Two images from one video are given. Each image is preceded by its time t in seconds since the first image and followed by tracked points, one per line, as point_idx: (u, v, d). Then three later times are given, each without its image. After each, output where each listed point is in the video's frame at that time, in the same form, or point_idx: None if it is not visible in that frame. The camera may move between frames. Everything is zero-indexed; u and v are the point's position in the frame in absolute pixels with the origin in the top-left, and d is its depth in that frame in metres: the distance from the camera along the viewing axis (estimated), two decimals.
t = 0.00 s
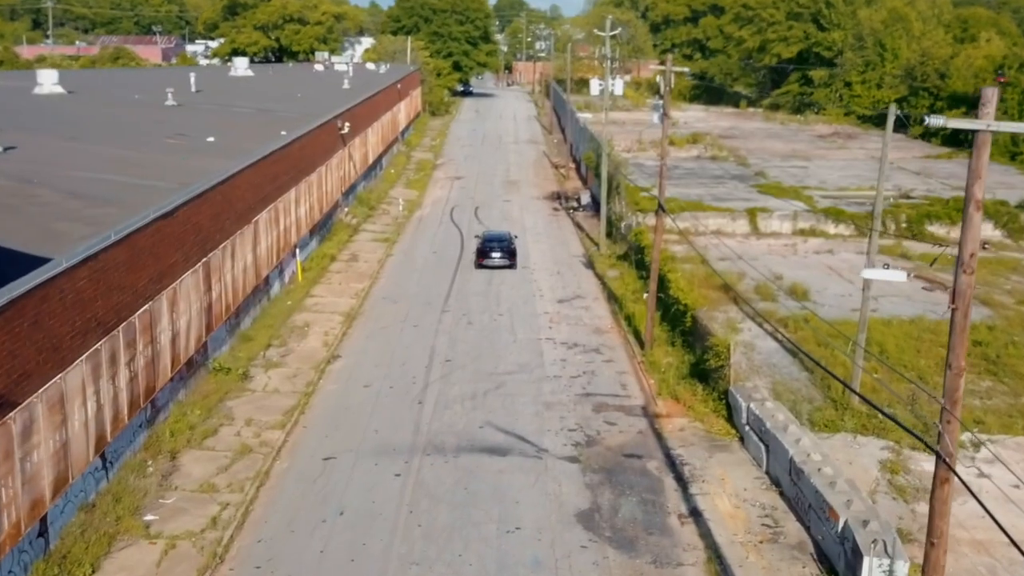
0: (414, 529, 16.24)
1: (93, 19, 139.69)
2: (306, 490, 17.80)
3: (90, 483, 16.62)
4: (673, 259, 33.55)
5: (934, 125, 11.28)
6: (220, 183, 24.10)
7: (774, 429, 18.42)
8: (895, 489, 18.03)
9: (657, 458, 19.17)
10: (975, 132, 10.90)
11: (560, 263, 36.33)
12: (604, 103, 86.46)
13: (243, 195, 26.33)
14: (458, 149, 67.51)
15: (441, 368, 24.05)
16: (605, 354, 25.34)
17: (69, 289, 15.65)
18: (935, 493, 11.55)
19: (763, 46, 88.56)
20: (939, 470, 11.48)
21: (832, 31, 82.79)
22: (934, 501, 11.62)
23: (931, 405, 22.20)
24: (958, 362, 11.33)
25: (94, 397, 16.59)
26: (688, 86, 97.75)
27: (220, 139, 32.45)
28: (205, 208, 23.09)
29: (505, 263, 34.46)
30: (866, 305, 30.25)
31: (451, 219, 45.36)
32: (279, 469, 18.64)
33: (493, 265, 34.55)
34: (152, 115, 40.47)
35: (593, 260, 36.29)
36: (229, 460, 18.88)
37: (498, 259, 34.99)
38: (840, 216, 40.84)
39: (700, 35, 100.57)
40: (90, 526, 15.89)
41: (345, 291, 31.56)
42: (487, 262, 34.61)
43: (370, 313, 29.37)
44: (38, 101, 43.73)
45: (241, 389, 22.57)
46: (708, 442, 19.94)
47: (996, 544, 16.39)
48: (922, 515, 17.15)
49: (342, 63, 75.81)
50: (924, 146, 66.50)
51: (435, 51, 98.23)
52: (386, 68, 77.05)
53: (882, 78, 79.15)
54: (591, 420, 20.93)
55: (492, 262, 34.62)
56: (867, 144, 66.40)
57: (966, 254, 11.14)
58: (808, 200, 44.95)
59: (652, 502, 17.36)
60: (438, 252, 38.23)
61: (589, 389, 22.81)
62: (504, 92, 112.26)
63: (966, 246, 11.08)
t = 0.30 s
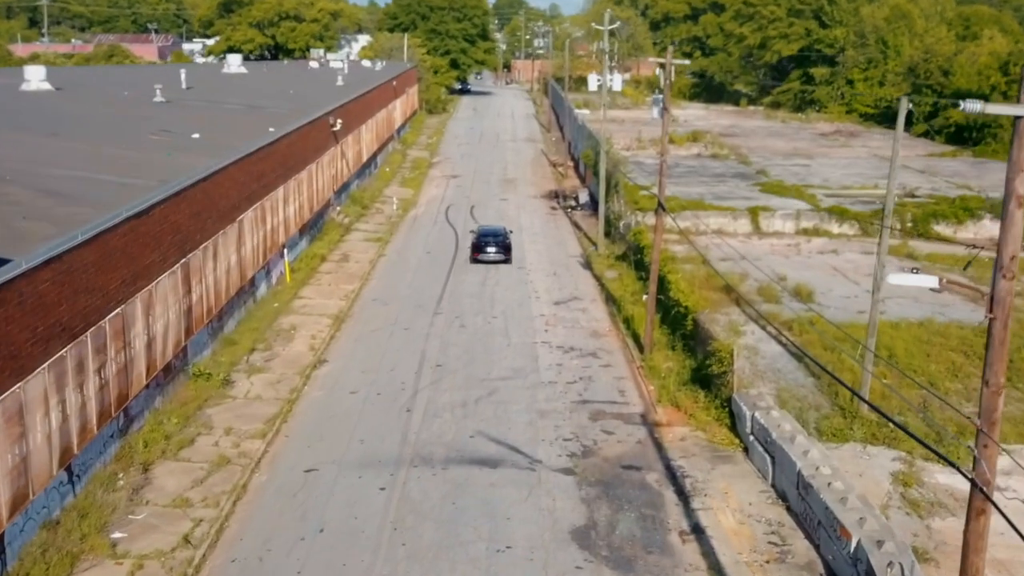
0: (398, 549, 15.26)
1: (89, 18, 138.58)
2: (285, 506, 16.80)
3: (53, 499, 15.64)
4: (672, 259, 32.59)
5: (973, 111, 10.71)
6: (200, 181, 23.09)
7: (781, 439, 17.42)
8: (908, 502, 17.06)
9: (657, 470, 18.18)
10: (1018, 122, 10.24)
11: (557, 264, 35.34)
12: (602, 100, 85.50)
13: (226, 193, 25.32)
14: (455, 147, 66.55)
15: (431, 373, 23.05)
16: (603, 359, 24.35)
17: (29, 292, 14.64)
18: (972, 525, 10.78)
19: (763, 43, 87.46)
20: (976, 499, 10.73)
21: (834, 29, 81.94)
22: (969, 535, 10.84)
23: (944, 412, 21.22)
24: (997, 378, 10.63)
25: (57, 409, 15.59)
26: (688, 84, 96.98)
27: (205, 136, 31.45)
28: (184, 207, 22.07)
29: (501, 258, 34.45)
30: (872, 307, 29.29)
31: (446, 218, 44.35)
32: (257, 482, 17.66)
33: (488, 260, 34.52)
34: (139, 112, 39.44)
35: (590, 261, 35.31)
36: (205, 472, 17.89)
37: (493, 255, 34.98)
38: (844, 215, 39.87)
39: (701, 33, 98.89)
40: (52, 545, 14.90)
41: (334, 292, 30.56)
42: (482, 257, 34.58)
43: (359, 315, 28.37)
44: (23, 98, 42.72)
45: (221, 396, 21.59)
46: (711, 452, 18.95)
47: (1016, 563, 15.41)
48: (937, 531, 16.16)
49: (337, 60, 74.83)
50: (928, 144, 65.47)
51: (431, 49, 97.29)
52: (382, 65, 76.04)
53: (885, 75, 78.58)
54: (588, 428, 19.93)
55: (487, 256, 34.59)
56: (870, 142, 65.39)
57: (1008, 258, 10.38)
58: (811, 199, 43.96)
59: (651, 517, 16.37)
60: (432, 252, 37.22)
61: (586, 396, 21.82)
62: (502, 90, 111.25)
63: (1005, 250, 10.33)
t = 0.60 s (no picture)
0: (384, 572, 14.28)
1: (91, 15, 137.53)
2: (266, 523, 15.82)
3: (18, 518, 14.65)
4: (678, 261, 31.60)
5: None
6: (183, 178, 22.08)
7: (793, 454, 16.41)
8: (929, 521, 16.05)
9: (662, 485, 17.18)
10: None
11: (558, 265, 34.33)
12: (606, 98, 84.42)
13: (211, 191, 24.30)
14: (456, 146, 65.57)
15: (426, 380, 22.06)
16: (605, 365, 23.36)
17: None
18: None
19: (769, 41, 86.42)
20: None
21: (841, 26, 81.00)
22: None
23: (963, 423, 20.22)
24: None
25: (23, 421, 14.60)
26: (693, 82, 96.00)
27: (195, 132, 30.49)
28: (166, 206, 21.09)
29: (501, 253, 34.27)
30: (884, 311, 28.29)
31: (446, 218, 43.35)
32: (238, 498, 16.68)
33: (488, 256, 34.41)
34: (131, 109, 38.47)
35: (593, 262, 34.29)
36: (184, 486, 16.91)
37: (493, 250, 34.86)
38: (854, 215, 38.87)
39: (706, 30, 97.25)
40: (15, 568, 13.92)
41: (327, 294, 29.58)
42: (482, 252, 34.43)
43: (353, 318, 27.40)
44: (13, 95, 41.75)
45: (205, 404, 20.62)
46: (719, 466, 17.95)
47: None
48: (960, 553, 15.16)
49: (338, 58, 73.87)
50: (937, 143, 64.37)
51: (433, 46, 96.22)
52: (382, 62, 75.09)
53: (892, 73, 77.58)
54: (589, 439, 18.94)
55: (487, 252, 34.44)
56: (878, 141, 64.30)
57: None
58: (819, 199, 42.95)
59: (656, 537, 15.37)
60: (430, 252, 36.24)
61: (587, 405, 20.79)
62: (505, 88, 110.16)
63: None
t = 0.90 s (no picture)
0: None
1: (99, 14, 136.75)
2: (249, 544, 14.86)
3: None
4: (687, 265, 30.60)
5: None
6: (171, 177, 21.13)
7: (810, 473, 15.38)
8: (955, 545, 15.02)
9: (670, 504, 16.19)
10: None
11: (564, 267, 33.35)
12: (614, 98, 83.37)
13: (202, 191, 23.35)
14: (462, 145, 64.61)
15: (423, 389, 21.10)
16: (611, 373, 22.36)
17: None
18: None
19: (779, 40, 85.28)
20: None
21: (853, 25, 79.89)
22: None
23: (989, 438, 19.15)
24: None
25: None
26: (703, 82, 94.98)
27: (188, 130, 29.58)
28: (152, 206, 20.16)
29: (505, 250, 34.26)
30: (901, 318, 27.26)
31: (449, 219, 42.40)
32: (221, 516, 15.74)
33: (492, 252, 34.37)
34: (127, 106, 37.57)
35: (599, 265, 33.31)
36: (163, 504, 15.97)
37: (497, 247, 34.89)
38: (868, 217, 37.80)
39: (715, 29, 95.97)
40: None
41: (324, 298, 28.63)
42: (486, 249, 34.42)
43: (350, 323, 26.46)
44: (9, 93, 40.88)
45: (191, 415, 19.68)
46: (730, 484, 16.94)
47: None
48: None
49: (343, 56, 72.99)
50: (952, 143, 63.16)
51: (440, 45, 95.15)
52: (387, 60, 74.18)
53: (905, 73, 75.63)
54: (593, 454, 17.95)
55: (491, 249, 34.53)
56: (891, 141, 63.17)
57: None
58: (832, 200, 41.89)
59: (664, 562, 14.37)
60: (432, 254, 35.28)
61: (592, 416, 19.80)
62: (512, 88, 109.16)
63: None
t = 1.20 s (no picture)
0: None
1: (98, 13, 135.71)
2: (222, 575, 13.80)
3: None
4: (691, 269, 29.52)
5: None
6: (147, 179, 20.03)
7: (826, 497, 14.28)
8: None
9: (675, 530, 15.10)
10: None
11: (564, 271, 32.25)
12: (616, 97, 82.26)
13: (183, 193, 22.26)
14: (461, 145, 63.49)
15: (414, 403, 20.02)
16: (612, 385, 21.27)
17: None
18: None
19: (784, 38, 84.09)
20: None
21: (858, 23, 78.70)
22: None
23: (1012, 456, 18.05)
24: None
25: None
26: (706, 80, 93.83)
27: (174, 128, 28.51)
28: (127, 209, 19.10)
29: (502, 248, 34.04)
30: (914, 326, 26.18)
31: (446, 220, 41.32)
32: (194, 543, 14.67)
33: (491, 250, 34.21)
34: (115, 104, 36.49)
35: (600, 268, 32.21)
36: (132, 528, 14.90)
37: (495, 244, 34.57)
38: (878, 219, 36.71)
39: (719, 27, 94.60)
40: None
41: (315, 303, 27.56)
42: (484, 246, 34.21)
43: (341, 330, 25.39)
44: None
45: (168, 430, 18.62)
46: (740, 507, 15.85)
47: None
48: None
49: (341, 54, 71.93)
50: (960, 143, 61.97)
51: (440, 43, 93.98)
52: (386, 58, 73.02)
53: (911, 71, 74.73)
54: (593, 473, 16.87)
55: (489, 246, 34.29)
56: (898, 141, 62.04)
57: None
58: (839, 201, 40.78)
59: None
60: (429, 257, 34.20)
61: (592, 431, 18.72)
62: (513, 87, 108.05)
63: None
